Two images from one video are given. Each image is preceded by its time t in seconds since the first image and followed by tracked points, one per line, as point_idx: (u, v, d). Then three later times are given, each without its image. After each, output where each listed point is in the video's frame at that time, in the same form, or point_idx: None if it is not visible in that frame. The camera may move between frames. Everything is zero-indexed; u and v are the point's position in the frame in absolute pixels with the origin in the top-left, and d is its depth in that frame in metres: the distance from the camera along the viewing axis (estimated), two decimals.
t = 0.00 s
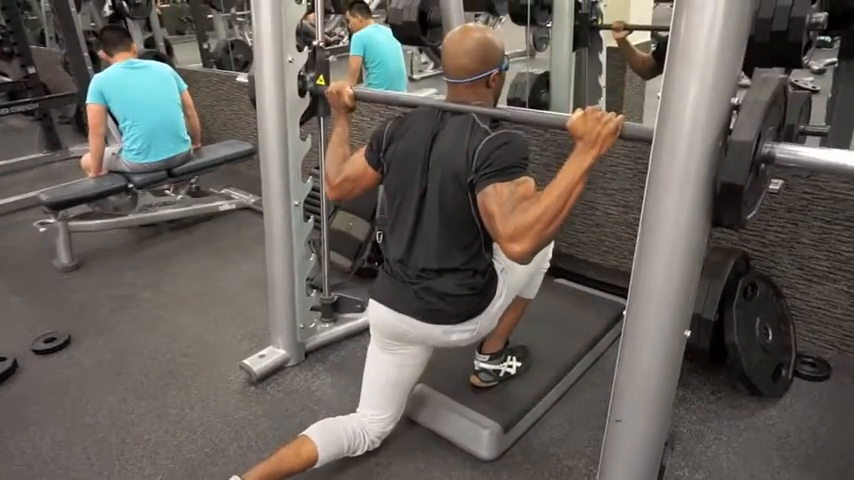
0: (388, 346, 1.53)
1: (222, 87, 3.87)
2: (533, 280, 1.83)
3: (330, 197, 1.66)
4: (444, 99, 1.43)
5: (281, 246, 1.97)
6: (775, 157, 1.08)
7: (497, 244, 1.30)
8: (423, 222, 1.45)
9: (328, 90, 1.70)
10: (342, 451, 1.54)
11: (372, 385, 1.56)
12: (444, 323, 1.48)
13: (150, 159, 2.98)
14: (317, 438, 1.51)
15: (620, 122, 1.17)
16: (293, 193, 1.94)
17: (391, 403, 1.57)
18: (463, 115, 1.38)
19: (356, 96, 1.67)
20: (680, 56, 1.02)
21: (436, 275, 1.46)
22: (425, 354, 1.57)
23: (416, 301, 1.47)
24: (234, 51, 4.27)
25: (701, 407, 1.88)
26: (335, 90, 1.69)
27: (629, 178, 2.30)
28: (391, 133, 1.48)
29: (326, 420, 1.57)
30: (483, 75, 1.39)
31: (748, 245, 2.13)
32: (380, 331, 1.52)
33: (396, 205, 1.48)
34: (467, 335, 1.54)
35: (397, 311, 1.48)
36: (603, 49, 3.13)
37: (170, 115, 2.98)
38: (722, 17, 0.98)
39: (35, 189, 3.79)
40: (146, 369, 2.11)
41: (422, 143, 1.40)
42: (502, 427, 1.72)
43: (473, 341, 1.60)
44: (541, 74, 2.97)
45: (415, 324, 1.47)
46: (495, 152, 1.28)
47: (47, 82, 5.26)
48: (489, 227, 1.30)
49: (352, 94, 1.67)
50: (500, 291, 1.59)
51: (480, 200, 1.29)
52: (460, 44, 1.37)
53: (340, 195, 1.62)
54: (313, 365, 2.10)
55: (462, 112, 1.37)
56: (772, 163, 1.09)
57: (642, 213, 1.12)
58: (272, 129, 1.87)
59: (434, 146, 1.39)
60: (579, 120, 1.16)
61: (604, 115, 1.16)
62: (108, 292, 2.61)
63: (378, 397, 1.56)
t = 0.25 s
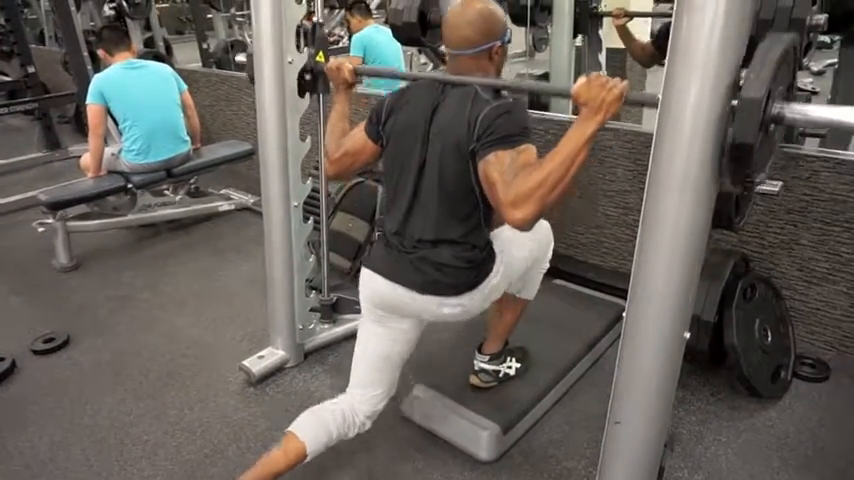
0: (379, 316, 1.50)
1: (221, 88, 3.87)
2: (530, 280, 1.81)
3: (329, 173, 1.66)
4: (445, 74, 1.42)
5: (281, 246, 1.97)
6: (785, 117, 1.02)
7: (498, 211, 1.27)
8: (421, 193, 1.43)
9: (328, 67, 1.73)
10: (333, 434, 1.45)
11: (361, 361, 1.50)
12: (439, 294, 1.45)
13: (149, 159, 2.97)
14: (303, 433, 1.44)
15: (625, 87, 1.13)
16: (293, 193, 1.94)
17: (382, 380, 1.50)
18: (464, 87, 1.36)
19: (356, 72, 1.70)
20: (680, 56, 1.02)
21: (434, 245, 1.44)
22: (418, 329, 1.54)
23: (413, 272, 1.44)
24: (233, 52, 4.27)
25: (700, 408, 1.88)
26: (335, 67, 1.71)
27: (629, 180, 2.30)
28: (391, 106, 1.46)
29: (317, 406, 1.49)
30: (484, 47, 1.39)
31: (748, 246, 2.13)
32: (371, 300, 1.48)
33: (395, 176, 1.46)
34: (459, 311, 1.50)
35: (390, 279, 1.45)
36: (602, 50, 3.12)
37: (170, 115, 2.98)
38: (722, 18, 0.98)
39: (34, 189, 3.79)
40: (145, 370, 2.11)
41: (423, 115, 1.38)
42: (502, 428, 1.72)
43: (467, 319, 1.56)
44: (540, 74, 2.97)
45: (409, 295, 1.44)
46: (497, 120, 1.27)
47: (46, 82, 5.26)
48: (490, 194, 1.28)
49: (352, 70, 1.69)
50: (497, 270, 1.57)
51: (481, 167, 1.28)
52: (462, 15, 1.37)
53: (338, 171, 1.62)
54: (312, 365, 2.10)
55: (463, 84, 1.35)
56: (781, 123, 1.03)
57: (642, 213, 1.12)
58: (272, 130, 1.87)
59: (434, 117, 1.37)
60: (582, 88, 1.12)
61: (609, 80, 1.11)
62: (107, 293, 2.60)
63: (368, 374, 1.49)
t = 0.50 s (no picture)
0: (361, 253, 1.47)
1: (218, 93, 3.87)
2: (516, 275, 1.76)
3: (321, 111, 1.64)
4: (447, 4, 1.35)
5: (278, 252, 1.96)
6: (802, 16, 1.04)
7: (499, 133, 1.22)
8: (418, 122, 1.37)
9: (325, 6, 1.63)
10: (319, 399, 1.48)
11: (340, 302, 1.48)
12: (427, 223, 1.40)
13: (146, 165, 2.97)
14: (284, 416, 1.47)
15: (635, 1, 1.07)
16: (290, 199, 1.94)
17: (361, 324, 1.49)
18: (465, 15, 1.28)
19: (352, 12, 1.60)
20: (675, 63, 1.02)
21: (430, 173, 1.39)
22: (401, 270, 1.50)
23: (410, 198, 1.40)
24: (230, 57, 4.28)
25: (697, 413, 1.88)
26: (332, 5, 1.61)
27: (625, 185, 2.31)
28: (386, 38, 1.40)
29: (295, 372, 1.51)
30: None
31: (744, 251, 2.13)
32: (353, 233, 1.45)
33: (389, 107, 1.41)
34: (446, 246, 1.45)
35: (374, 205, 1.42)
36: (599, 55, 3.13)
37: (167, 121, 2.98)
38: (717, 25, 0.98)
39: (31, 195, 3.78)
40: (141, 376, 2.10)
41: (421, 43, 1.33)
42: (499, 434, 1.72)
43: (460, 257, 1.53)
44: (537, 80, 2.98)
45: (394, 221, 1.40)
46: (498, 46, 1.21)
47: (43, 87, 5.26)
48: (491, 117, 1.23)
49: (349, 9, 1.60)
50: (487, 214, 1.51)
51: (482, 90, 1.23)
52: None
53: (331, 107, 1.60)
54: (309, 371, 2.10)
55: (463, 12, 1.27)
56: (798, 23, 1.06)
57: (638, 218, 1.12)
58: (269, 136, 1.87)
59: (432, 49, 1.31)
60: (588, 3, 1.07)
61: None
62: (103, 299, 2.60)
63: (347, 317, 1.48)
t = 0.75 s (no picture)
0: (361, 177, 1.44)
1: (218, 98, 3.88)
2: (498, 288, 1.70)
3: (312, 38, 1.55)
4: None
5: (278, 257, 1.96)
6: None
7: (504, 43, 1.17)
8: (421, 37, 1.34)
9: None
10: (327, 349, 1.49)
11: (340, 234, 1.46)
12: (429, 136, 1.35)
13: (146, 171, 2.97)
14: (298, 377, 1.49)
15: None
16: (289, 204, 1.94)
17: (360, 259, 1.46)
18: None
19: None
20: (674, 66, 1.02)
21: (433, 87, 1.35)
22: (403, 200, 1.48)
23: (411, 113, 1.36)
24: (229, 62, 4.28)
25: (699, 416, 1.88)
26: None
27: (625, 187, 2.31)
28: None
29: (298, 321, 1.50)
30: None
31: (744, 253, 2.13)
32: (354, 152, 1.43)
33: (390, 23, 1.37)
34: (445, 170, 1.38)
35: (377, 121, 1.40)
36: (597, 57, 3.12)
37: (166, 126, 2.97)
38: (716, 28, 0.98)
39: (31, 201, 3.78)
40: (142, 382, 2.10)
41: None
42: (501, 437, 1.72)
43: (459, 191, 1.43)
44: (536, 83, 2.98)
45: (396, 133, 1.37)
46: None
47: (42, 93, 5.26)
48: (495, 28, 1.18)
49: None
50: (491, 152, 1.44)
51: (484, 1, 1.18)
52: None
53: (323, 36, 1.51)
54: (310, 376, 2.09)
55: None
56: None
57: (638, 222, 1.12)
58: (268, 141, 1.87)
59: None
60: None
61: None
62: (104, 304, 2.60)
63: (346, 254, 1.45)
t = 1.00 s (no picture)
0: (380, 169, 1.46)
1: (221, 102, 3.89)
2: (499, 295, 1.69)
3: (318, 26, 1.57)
4: None
5: (281, 260, 1.96)
6: None
7: (508, 19, 1.22)
8: (432, 21, 1.36)
9: None
10: (353, 337, 1.52)
11: (363, 225, 1.48)
12: (444, 122, 1.36)
13: (149, 175, 2.97)
14: (325, 364, 1.51)
15: None
16: (292, 207, 1.94)
17: (383, 248, 1.48)
18: None
19: None
20: (677, 68, 1.02)
21: (447, 70, 1.37)
22: (421, 191, 1.49)
23: (425, 97, 1.37)
24: (232, 65, 4.29)
25: (703, 418, 1.87)
26: None
27: (628, 189, 2.31)
28: None
29: (325, 311, 1.52)
30: None
31: (748, 255, 2.13)
32: (373, 143, 1.45)
33: (399, 8, 1.39)
34: (460, 156, 1.38)
35: (394, 111, 1.41)
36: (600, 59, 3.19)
37: (169, 129, 2.98)
38: (719, 29, 0.97)
39: (35, 205, 3.79)
40: (145, 385, 2.10)
41: None
42: (504, 440, 1.72)
43: (468, 177, 1.42)
44: (538, 85, 2.98)
45: (412, 121, 1.38)
46: None
47: (46, 98, 5.28)
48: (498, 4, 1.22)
49: None
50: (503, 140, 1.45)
51: None
52: None
53: (331, 23, 1.53)
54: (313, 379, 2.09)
55: None
56: None
57: (642, 224, 1.12)
58: (271, 144, 1.87)
59: None
60: None
61: None
62: (108, 308, 2.60)
63: (369, 244, 1.48)
